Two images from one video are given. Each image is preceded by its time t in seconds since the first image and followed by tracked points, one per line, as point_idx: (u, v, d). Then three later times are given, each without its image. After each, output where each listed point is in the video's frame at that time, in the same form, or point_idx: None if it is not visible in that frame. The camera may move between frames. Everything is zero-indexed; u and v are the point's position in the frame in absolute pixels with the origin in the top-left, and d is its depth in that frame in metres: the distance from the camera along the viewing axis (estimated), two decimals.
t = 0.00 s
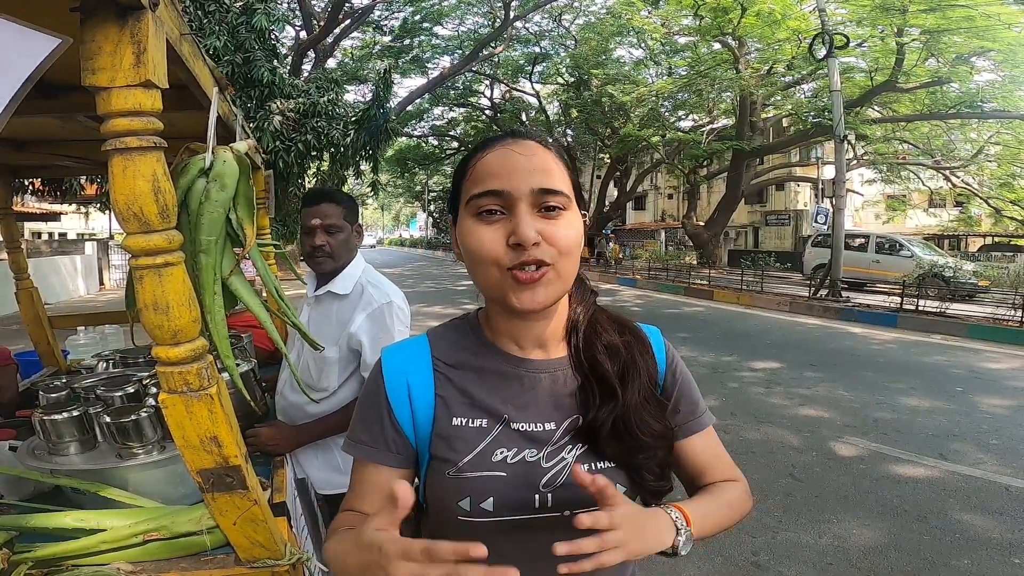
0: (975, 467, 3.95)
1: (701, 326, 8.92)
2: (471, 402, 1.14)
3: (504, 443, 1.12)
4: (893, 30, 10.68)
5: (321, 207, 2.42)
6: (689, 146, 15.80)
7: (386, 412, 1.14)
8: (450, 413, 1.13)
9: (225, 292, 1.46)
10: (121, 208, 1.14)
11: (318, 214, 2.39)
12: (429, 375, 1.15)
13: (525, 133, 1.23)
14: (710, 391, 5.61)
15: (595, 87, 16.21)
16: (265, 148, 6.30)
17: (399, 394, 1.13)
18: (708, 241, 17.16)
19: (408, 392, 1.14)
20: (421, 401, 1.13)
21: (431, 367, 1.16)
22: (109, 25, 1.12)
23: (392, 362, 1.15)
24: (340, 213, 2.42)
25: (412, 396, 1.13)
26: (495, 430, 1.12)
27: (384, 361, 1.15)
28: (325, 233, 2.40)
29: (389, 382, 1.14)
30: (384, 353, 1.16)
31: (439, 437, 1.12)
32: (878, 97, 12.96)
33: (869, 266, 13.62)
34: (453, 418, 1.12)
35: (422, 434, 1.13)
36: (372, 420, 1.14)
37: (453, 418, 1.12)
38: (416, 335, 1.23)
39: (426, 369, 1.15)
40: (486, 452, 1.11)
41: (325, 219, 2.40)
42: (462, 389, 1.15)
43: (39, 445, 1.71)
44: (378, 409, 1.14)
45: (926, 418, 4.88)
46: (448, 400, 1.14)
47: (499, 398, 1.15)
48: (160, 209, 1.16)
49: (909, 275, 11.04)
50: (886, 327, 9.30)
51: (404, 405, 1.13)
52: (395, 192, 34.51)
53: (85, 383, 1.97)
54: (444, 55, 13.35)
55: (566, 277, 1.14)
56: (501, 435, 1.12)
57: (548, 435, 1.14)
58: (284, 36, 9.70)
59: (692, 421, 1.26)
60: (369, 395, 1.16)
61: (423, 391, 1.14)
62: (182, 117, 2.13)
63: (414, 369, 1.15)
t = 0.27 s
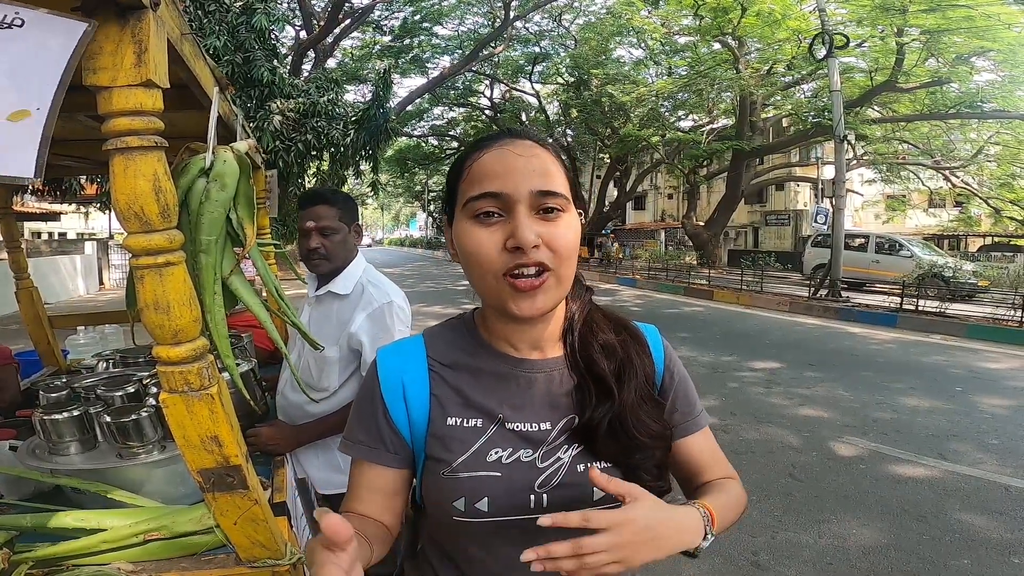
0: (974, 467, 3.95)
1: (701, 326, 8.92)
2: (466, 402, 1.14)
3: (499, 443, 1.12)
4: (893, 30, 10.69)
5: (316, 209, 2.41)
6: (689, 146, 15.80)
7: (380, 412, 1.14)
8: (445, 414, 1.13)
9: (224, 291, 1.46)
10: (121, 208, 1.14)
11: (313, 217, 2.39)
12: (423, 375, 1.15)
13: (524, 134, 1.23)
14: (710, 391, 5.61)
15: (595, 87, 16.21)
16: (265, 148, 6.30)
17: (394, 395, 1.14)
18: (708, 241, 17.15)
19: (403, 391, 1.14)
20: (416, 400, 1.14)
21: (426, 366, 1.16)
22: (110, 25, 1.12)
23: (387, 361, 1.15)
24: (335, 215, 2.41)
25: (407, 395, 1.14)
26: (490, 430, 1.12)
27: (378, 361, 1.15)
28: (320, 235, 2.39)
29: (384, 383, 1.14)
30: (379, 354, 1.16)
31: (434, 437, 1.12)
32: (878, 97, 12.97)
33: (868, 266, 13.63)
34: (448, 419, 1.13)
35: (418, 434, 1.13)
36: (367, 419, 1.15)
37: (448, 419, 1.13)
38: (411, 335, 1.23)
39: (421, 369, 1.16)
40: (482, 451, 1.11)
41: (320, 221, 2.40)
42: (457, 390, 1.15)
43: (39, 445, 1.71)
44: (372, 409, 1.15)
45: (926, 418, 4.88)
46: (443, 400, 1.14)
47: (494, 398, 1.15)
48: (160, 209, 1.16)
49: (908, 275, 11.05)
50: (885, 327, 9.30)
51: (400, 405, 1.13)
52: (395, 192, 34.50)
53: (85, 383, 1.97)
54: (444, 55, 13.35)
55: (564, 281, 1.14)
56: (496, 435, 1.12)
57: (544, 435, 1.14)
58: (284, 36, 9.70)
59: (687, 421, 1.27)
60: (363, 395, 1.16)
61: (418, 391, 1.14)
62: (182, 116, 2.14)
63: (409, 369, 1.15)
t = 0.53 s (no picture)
0: (974, 466, 3.95)
1: (700, 327, 8.92)
2: (466, 409, 1.14)
3: (500, 451, 1.12)
4: (891, 30, 10.70)
5: (310, 211, 2.41)
6: (689, 147, 15.80)
7: (379, 418, 1.14)
8: (445, 422, 1.13)
9: (224, 293, 1.46)
10: (121, 211, 1.14)
11: (308, 219, 2.39)
12: (422, 381, 1.15)
13: (516, 131, 1.24)
14: (710, 391, 5.61)
15: (593, 87, 16.22)
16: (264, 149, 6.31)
17: (393, 401, 1.14)
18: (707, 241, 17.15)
19: (401, 397, 1.14)
20: (415, 408, 1.14)
21: (425, 372, 1.16)
22: (110, 27, 1.12)
23: (385, 368, 1.15)
24: (331, 216, 2.40)
25: (405, 402, 1.14)
26: (491, 437, 1.12)
27: (376, 367, 1.15)
28: (316, 237, 2.39)
29: (382, 390, 1.14)
30: (377, 360, 1.16)
31: (434, 445, 1.12)
32: (877, 97, 12.99)
33: (868, 266, 13.63)
34: (448, 426, 1.13)
35: (418, 440, 1.13)
36: (366, 425, 1.15)
37: (448, 426, 1.13)
38: (409, 339, 1.23)
39: (420, 375, 1.15)
40: (482, 459, 1.11)
41: (315, 223, 2.39)
42: (457, 396, 1.15)
43: (39, 446, 1.71)
44: (372, 416, 1.15)
45: (925, 418, 4.89)
46: (443, 407, 1.14)
47: (495, 404, 1.15)
48: (160, 211, 1.16)
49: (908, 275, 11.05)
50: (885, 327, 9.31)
51: (398, 411, 1.13)
52: (395, 193, 34.51)
53: (85, 384, 1.97)
54: (443, 56, 13.36)
55: (562, 276, 1.14)
56: (497, 442, 1.12)
57: (545, 441, 1.14)
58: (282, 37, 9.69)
59: (687, 426, 1.28)
60: (362, 402, 1.16)
61: (417, 397, 1.14)
62: (179, 118, 2.14)
63: (407, 376, 1.15)
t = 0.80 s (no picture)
0: (974, 465, 3.95)
1: (700, 326, 8.92)
2: (463, 408, 1.14)
3: (498, 449, 1.12)
4: (890, 29, 10.71)
5: (306, 211, 2.40)
6: (688, 145, 15.80)
7: (376, 418, 1.14)
8: (443, 421, 1.13)
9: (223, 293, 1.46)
10: (119, 210, 1.14)
11: (305, 218, 2.38)
12: (419, 380, 1.15)
13: (517, 131, 1.24)
14: (709, 390, 5.61)
15: (593, 86, 16.23)
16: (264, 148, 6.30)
17: (390, 401, 1.13)
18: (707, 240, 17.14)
19: (399, 396, 1.14)
20: (412, 406, 1.13)
21: (422, 371, 1.16)
22: (106, 25, 1.11)
23: (382, 367, 1.15)
24: (327, 215, 2.40)
25: (402, 402, 1.14)
26: (488, 436, 1.12)
27: (373, 367, 1.15)
28: (312, 236, 2.38)
29: (380, 391, 1.14)
30: (374, 360, 1.16)
31: (432, 444, 1.12)
32: (876, 96, 12.99)
33: (868, 264, 13.63)
34: (446, 425, 1.13)
35: (415, 440, 1.13)
36: (364, 425, 1.15)
37: (445, 425, 1.13)
38: (407, 339, 1.23)
39: (417, 374, 1.15)
40: (480, 458, 1.11)
41: (312, 222, 2.39)
42: (454, 395, 1.15)
43: (39, 446, 1.71)
44: (369, 416, 1.15)
45: (925, 417, 4.88)
46: (440, 406, 1.14)
47: (492, 403, 1.15)
48: (157, 210, 1.16)
49: (907, 274, 11.05)
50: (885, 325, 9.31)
51: (396, 411, 1.13)
52: (394, 193, 34.50)
53: (84, 384, 1.97)
54: (442, 55, 13.35)
55: (562, 280, 1.14)
56: (495, 441, 1.12)
57: (543, 440, 1.14)
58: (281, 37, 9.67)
59: (683, 426, 1.28)
60: (359, 403, 1.17)
61: (414, 396, 1.14)
62: (176, 117, 2.13)
63: (404, 375, 1.15)
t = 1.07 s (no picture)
0: (975, 465, 3.95)
1: (701, 325, 8.91)
2: (459, 402, 1.13)
3: (493, 444, 1.11)
4: (892, 28, 10.69)
5: (304, 209, 2.40)
6: (689, 145, 15.77)
7: (372, 412, 1.14)
8: (437, 415, 1.12)
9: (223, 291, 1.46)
10: (118, 208, 1.13)
11: (302, 217, 2.38)
12: (416, 375, 1.15)
13: (536, 136, 1.22)
14: (710, 390, 5.61)
15: (594, 85, 16.23)
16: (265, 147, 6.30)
17: (386, 396, 1.13)
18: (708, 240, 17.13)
19: (394, 390, 1.14)
20: (407, 400, 1.13)
21: (419, 366, 1.16)
22: (106, 23, 1.11)
23: (379, 362, 1.15)
24: (324, 213, 2.39)
25: (398, 398, 1.13)
26: (484, 430, 1.12)
27: (370, 362, 1.15)
28: (310, 235, 2.38)
29: (376, 386, 1.14)
30: (372, 355, 1.16)
31: (427, 438, 1.12)
32: (878, 95, 12.98)
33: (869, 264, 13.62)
34: (440, 419, 1.12)
35: (410, 435, 1.13)
36: (360, 419, 1.15)
37: (440, 420, 1.12)
38: (406, 335, 1.23)
39: (414, 369, 1.15)
40: (475, 452, 1.10)
41: (309, 221, 2.39)
42: (450, 389, 1.14)
43: (39, 446, 1.70)
44: (366, 410, 1.15)
45: (926, 417, 4.88)
46: (436, 401, 1.14)
47: (489, 397, 1.14)
48: (158, 208, 1.15)
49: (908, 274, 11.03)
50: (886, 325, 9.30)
51: (391, 406, 1.13)
52: (395, 192, 34.50)
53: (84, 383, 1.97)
54: (443, 54, 13.34)
55: (569, 290, 1.15)
56: (491, 435, 1.12)
57: (540, 435, 1.13)
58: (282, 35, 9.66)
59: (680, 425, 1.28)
60: (356, 397, 1.17)
61: (410, 391, 1.14)
62: (177, 116, 2.14)
63: (401, 370, 1.15)
